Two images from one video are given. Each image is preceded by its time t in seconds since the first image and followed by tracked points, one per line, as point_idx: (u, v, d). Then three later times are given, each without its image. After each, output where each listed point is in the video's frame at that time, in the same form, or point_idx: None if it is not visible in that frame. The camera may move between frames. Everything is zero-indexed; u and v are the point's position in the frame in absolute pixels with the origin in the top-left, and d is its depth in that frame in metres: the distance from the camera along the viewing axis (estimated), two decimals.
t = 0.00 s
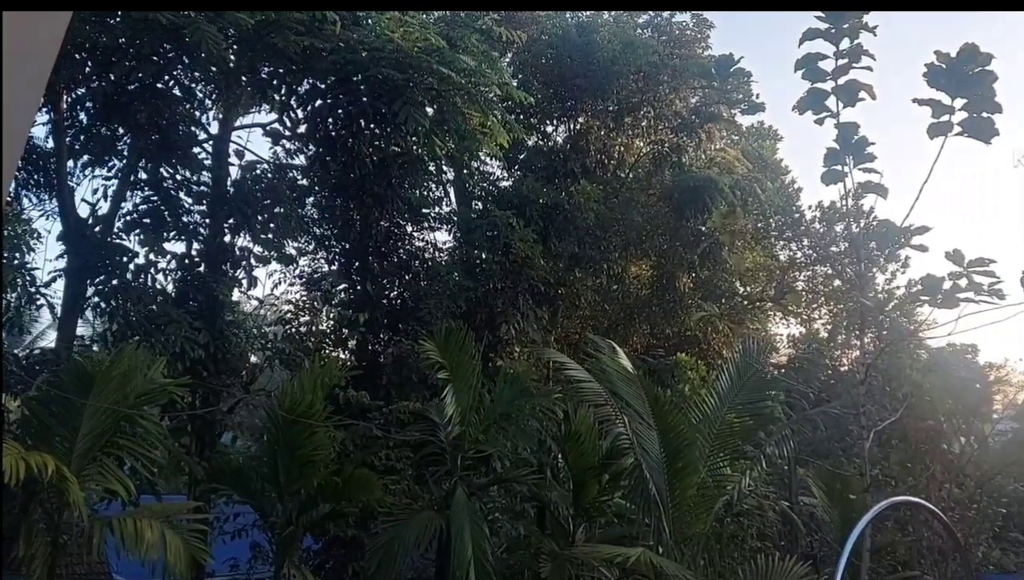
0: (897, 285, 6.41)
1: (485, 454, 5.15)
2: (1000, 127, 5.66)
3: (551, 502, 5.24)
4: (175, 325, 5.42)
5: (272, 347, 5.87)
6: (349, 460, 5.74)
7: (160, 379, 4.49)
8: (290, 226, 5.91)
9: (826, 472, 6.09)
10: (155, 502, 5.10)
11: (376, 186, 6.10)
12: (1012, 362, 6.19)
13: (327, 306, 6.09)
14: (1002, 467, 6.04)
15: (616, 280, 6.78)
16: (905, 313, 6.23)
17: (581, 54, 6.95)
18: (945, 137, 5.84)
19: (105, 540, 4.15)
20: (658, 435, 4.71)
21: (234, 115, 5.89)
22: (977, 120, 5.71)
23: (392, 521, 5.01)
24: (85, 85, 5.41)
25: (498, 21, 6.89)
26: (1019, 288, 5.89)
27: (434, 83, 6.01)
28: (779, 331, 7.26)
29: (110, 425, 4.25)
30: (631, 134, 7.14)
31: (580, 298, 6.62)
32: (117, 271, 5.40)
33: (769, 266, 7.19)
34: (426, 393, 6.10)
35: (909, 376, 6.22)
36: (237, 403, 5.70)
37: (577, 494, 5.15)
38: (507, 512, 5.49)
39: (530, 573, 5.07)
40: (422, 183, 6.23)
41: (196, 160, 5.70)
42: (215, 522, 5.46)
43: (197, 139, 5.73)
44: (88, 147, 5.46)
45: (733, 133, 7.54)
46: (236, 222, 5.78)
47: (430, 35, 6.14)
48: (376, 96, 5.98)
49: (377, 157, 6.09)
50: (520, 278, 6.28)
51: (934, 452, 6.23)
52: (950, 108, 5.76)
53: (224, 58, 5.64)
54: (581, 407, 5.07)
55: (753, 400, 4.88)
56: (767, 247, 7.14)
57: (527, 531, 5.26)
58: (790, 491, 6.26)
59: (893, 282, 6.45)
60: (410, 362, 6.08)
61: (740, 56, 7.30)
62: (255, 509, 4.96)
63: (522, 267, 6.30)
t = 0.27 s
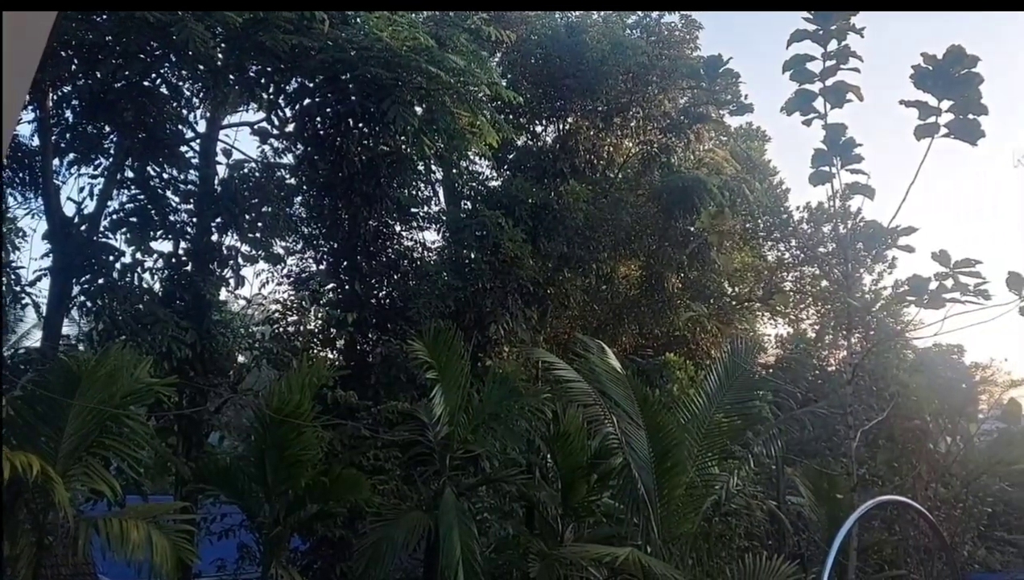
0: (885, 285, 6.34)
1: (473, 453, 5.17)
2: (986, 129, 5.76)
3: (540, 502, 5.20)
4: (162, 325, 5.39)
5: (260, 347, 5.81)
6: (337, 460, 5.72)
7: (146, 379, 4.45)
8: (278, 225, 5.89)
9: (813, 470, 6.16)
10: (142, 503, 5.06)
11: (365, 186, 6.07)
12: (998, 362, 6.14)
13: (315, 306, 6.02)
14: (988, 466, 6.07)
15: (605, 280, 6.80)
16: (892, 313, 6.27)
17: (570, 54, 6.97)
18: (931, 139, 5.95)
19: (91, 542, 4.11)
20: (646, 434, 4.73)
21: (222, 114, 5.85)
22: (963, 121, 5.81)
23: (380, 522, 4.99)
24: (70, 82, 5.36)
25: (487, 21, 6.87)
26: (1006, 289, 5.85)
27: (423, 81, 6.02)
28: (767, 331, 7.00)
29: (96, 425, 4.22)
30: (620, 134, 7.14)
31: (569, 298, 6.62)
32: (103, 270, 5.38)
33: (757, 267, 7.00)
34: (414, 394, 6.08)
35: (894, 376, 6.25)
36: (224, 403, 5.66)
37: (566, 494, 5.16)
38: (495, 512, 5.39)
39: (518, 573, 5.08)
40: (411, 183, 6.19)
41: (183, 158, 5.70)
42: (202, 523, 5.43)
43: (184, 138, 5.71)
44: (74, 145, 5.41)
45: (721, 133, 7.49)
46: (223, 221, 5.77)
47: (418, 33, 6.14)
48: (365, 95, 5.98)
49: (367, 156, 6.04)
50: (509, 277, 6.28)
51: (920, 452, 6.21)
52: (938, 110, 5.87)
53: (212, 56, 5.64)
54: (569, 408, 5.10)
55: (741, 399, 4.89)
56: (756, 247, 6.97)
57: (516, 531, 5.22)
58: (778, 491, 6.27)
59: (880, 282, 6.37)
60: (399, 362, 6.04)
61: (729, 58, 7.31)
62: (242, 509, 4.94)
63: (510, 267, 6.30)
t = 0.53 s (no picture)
0: (870, 286, 6.36)
1: (461, 453, 5.13)
2: (970, 130, 5.81)
3: (527, 501, 5.20)
4: (146, 325, 5.37)
5: (245, 347, 5.80)
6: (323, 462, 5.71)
7: (129, 379, 4.43)
8: (264, 224, 5.86)
9: (799, 469, 6.14)
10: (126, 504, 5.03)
11: (351, 185, 6.05)
12: (981, 361, 6.12)
13: (301, 306, 6.02)
14: (971, 465, 6.08)
15: (592, 280, 6.77)
16: (877, 314, 6.29)
17: (556, 54, 7.02)
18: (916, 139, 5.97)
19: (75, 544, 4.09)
20: (633, 433, 4.75)
21: (207, 112, 5.83)
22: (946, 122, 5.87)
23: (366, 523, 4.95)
24: (54, 80, 5.33)
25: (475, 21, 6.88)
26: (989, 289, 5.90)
27: (409, 80, 6.02)
28: (754, 332, 6.99)
29: (80, 425, 4.20)
30: (607, 135, 7.17)
31: (557, 298, 6.60)
32: (87, 269, 5.32)
33: (744, 267, 7.14)
34: (401, 394, 6.07)
35: (877, 375, 6.32)
36: (210, 403, 5.66)
37: (553, 494, 5.19)
38: (482, 511, 5.37)
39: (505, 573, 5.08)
40: (398, 182, 6.17)
41: (168, 157, 5.67)
42: (187, 524, 5.42)
43: (169, 136, 5.68)
44: (58, 144, 5.35)
45: (709, 133, 7.55)
46: (208, 221, 5.73)
47: (405, 32, 6.15)
48: (352, 94, 5.93)
49: (353, 155, 6.02)
50: (496, 277, 6.27)
51: (906, 451, 6.28)
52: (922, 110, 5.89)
53: (197, 55, 5.62)
54: (558, 408, 5.14)
55: (727, 399, 4.91)
56: (742, 248, 7.19)
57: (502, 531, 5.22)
58: (764, 491, 6.27)
59: (866, 282, 6.39)
60: (385, 362, 6.05)
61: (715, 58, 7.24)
62: (227, 510, 4.93)
63: (497, 267, 6.30)
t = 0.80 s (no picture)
0: (842, 286, 6.42)
1: (438, 453, 5.10)
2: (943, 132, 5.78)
3: (504, 500, 5.20)
4: (119, 324, 5.25)
5: (219, 347, 5.80)
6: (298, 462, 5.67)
7: (100, 378, 4.34)
8: (238, 222, 5.75)
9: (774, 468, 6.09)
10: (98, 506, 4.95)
11: (327, 183, 6.01)
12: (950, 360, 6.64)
13: (276, 304, 6.05)
14: (943, 464, 6.23)
15: (570, 279, 6.79)
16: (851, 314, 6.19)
17: (535, 54, 6.94)
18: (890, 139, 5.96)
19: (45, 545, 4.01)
20: (611, 433, 4.75)
21: (181, 109, 5.79)
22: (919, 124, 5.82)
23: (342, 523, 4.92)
24: (24, 76, 5.13)
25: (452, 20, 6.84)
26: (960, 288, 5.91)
27: (386, 78, 5.87)
28: (729, 331, 7.57)
29: (50, 425, 4.15)
30: (585, 135, 7.22)
31: (535, 297, 6.57)
32: (58, 268, 5.23)
33: (720, 267, 7.28)
34: (377, 393, 6.08)
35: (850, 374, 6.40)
36: (183, 402, 5.63)
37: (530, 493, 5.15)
38: (459, 511, 5.40)
39: (482, 572, 5.08)
40: (374, 180, 6.15)
41: (141, 154, 5.58)
42: (161, 525, 5.37)
43: (142, 133, 5.62)
44: (28, 140, 5.22)
45: (686, 134, 7.67)
46: (181, 219, 5.64)
47: (382, 30, 6.01)
48: (328, 91, 5.82)
49: (330, 153, 5.95)
50: (473, 277, 6.20)
51: (879, 450, 6.40)
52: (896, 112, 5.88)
53: (170, 51, 5.45)
54: (534, 407, 5.05)
55: (704, 398, 4.92)
56: (718, 248, 7.09)
57: (478, 531, 5.24)
58: (739, 488, 6.29)
59: (840, 282, 6.44)
60: (361, 361, 6.05)
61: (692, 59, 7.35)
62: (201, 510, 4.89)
63: (475, 265, 6.23)
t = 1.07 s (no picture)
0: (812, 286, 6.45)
1: (409, 453, 5.06)
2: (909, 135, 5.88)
3: (477, 501, 5.14)
4: (85, 324, 5.20)
5: (188, 347, 5.76)
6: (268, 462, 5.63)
7: (65, 378, 4.27)
8: (207, 220, 5.75)
9: (744, 467, 6.17)
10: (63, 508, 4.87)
11: (297, 181, 5.96)
12: (918, 360, 6.71)
13: (246, 304, 5.95)
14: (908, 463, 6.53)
15: (543, 279, 6.78)
16: (820, 313, 6.24)
17: (507, 54, 6.94)
18: (858, 143, 6.01)
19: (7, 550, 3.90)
20: (583, 432, 4.76)
21: (149, 106, 5.68)
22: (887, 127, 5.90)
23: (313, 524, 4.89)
24: None
25: (424, 18, 6.82)
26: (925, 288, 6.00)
27: (358, 77, 5.83)
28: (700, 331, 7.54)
29: (15, 428, 4.01)
30: (557, 135, 7.20)
31: (508, 297, 6.57)
32: (23, 266, 5.11)
33: (691, 268, 7.49)
34: (348, 393, 6.04)
35: (820, 374, 6.44)
36: (151, 403, 5.55)
37: (503, 493, 5.13)
38: (432, 512, 5.44)
39: (454, 573, 5.06)
40: (346, 179, 6.09)
41: (107, 151, 5.51)
42: (128, 527, 5.29)
43: (109, 130, 5.52)
44: None
45: (658, 135, 7.70)
46: (149, 217, 5.59)
47: (354, 28, 5.93)
48: (299, 90, 5.76)
49: (301, 152, 5.89)
50: (445, 277, 6.19)
51: (847, 448, 6.60)
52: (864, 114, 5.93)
53: (138, 47, 5.41)
54: (508, 408, 5.05)
55: (675, 398, 4.95)
56: (690, 249, 7.48)
57: (450, 530, 5.24)
58: (710, 487, 6.29)
59: (809, 282, 6.47)
60: (333, 361, 6.00)
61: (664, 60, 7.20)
62: (169, 512, 4.83)
63: (447, 265, 6.21)
